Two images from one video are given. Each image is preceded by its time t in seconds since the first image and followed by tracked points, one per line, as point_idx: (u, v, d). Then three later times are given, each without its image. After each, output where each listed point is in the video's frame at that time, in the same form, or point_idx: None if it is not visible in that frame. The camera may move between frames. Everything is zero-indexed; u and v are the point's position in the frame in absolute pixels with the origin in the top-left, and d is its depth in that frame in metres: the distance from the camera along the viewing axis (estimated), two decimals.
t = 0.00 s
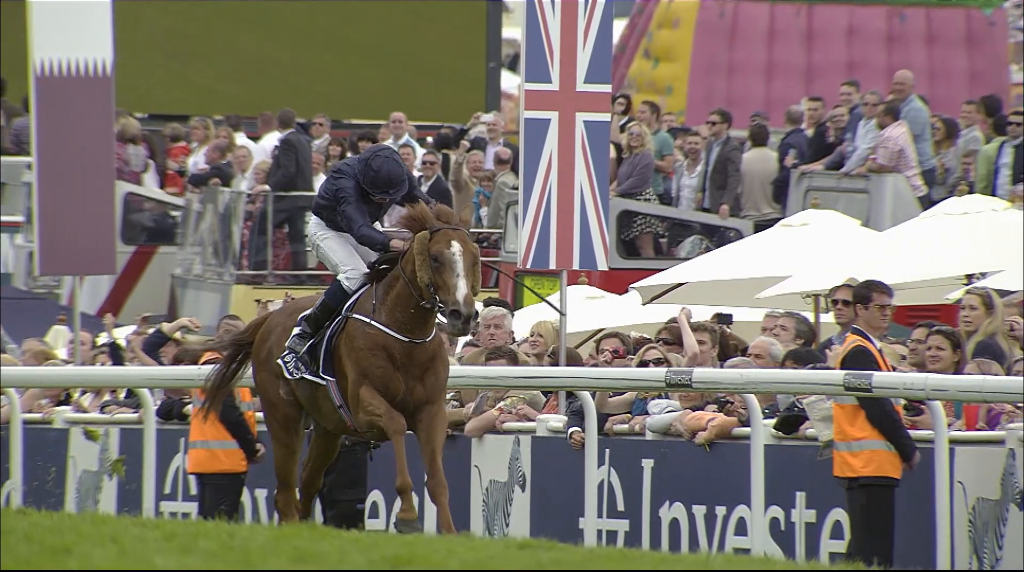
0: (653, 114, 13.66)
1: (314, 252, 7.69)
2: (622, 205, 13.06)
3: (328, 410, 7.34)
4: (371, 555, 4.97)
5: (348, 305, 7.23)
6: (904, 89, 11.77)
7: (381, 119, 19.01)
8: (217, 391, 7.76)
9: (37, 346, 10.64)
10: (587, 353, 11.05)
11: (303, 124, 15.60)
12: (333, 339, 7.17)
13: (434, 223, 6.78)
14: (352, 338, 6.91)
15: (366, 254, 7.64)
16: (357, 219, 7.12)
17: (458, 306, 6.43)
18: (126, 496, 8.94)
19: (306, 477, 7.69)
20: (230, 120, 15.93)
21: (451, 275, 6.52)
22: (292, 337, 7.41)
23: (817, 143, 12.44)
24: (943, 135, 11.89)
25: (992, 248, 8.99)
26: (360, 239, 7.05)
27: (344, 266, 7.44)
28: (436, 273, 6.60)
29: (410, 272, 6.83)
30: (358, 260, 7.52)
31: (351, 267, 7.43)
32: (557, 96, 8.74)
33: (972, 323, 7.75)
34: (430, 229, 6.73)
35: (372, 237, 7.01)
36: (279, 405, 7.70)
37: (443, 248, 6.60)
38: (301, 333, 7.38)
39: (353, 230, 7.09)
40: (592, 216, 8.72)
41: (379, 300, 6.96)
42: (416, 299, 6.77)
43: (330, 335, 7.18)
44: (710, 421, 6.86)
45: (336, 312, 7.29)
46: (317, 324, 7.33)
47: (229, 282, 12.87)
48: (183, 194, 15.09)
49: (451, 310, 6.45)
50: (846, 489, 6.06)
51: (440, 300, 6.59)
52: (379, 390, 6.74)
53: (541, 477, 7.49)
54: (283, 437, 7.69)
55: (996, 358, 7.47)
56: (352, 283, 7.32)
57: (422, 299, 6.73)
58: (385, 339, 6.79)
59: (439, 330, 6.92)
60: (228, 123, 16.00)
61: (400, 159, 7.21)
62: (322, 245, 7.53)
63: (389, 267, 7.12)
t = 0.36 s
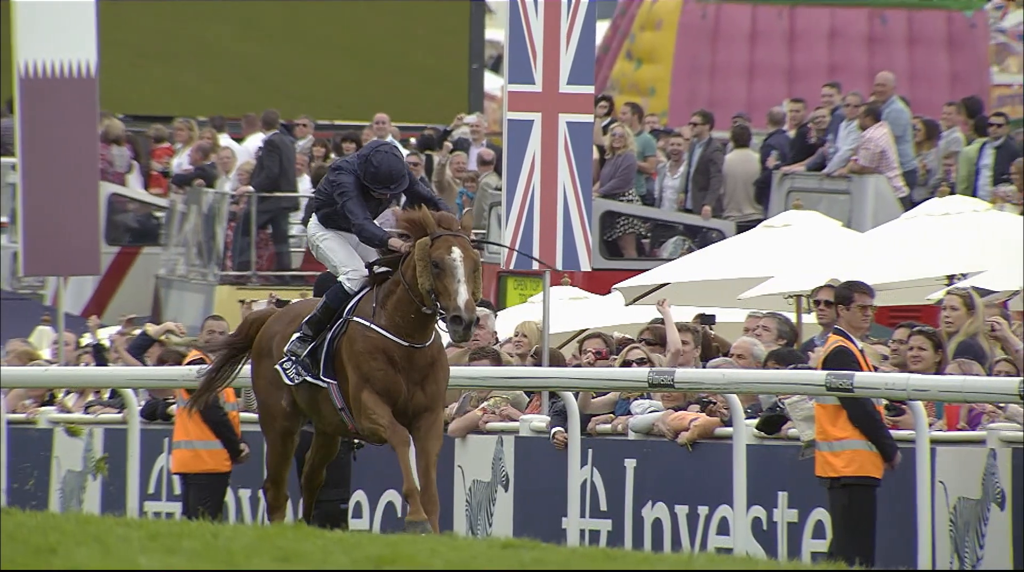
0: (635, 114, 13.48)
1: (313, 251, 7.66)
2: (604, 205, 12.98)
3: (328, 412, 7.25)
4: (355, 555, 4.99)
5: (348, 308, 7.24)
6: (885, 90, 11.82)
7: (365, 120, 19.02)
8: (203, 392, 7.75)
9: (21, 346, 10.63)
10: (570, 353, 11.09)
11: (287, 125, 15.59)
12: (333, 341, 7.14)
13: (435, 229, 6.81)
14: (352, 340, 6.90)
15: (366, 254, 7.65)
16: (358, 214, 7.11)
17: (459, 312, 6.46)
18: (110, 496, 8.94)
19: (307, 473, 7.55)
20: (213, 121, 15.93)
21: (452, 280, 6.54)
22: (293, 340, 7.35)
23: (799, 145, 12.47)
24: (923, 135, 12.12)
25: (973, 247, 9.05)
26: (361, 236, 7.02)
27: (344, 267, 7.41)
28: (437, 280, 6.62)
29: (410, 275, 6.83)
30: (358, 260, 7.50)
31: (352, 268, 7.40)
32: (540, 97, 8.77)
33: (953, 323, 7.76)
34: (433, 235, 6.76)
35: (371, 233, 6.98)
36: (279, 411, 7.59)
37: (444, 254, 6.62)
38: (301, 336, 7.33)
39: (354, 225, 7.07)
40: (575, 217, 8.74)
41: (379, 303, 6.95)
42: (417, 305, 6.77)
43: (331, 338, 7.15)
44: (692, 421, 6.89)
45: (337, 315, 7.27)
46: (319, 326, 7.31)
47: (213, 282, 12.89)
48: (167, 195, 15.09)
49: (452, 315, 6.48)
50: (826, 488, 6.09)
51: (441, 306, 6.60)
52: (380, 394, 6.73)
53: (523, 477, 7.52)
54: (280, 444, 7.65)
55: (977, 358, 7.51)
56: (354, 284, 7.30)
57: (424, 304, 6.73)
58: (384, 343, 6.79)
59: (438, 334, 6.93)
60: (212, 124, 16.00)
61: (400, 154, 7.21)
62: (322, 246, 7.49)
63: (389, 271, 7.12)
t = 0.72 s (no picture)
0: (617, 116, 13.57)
1: (312, 252, 7.57)
2: (587, 207, 13.10)
3: (328, 416, 7.25)
4: (338, 555, 5.01)
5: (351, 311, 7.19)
6: (866, 92, 11.88)
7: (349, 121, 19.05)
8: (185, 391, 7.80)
9: (5, 348, 10.63)
10: (554, 354, 11.12)
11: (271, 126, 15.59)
12: (337, 345, 7.10)
13: (435, 234, 6.75)
14: (352, 346, 6.91)
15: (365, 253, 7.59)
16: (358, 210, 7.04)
17: (459, 315, 6.44)
18: (94, 496, 8.94)
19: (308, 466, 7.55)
20: (198, 122, 15.94)
21: (452, 285, 6.52)
22: (295, 343, 7.30)
23: (781, 146, 12.51)
24: (905, 137, 12.12)
25: (954, 247, 9.10)
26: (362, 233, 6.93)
27: (345, 269, 7.38)
28: (438, 285, 6.59)
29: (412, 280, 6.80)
30: (358, 260, 7.46)
31: (354, 269, 7.37)
32: (523, 99, 8.80)
33: (935, 324, 7.79)
34: (432, 241, 6.72)
35: (371, 229, 6.90)
36: (274, 417, 7.61)
37: (444, 259, 6.59)
38: (303, 339, 7.28)
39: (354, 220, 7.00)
40: (558, 218, 8.77)
41: (380, 309, 6.95)
42: (418, 311, 6.77)
43: (332, 342, 7.10)
44: (675, 421, 6.92)
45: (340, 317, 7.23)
46: (320, 328, 7.26)
47: (197, 283, 12.89)
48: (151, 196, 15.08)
49: (454, 319, 6.45)
50: (808, 488, 6.11)
51: (442, 311, 6.58)
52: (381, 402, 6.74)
53: (506, 477, 7.55)
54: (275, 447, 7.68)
55: (958, 359, 7.58)
56: (354, 285, 7.26)
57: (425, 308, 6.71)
58: (385, 350, 6.80)
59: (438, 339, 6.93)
60: (197, 126, 16.00)
61: (400, 151, 7.17)
62: (322, 247, 7.44)
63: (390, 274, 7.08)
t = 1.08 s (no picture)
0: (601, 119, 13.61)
1: (312, 253, 7.56)
2: (571, 209, 13.09)
3: (329, 416, 7.24)
4: (323, 555, 5.03)
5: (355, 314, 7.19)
6: (848, 93, 11.93)
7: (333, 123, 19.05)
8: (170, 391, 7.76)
9: None
10: (538, 354, 11.14)
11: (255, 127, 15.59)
12: (338, 350, 7.07)
13: (434, 237, 6.80)
14: (353, 355, 6.89)
15: (368, 254, 7.55)
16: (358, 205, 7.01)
17: (460, 317, 6.42)
18: (78, 496, 8.92)
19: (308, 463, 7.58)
20: (182, 124, 15.93)
21: (453, 288, 6.50)
22: (297, 345, 7.25)
23: (764, 147, 12.54)
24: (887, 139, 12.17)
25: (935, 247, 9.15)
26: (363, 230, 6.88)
27: (348, 269, 7.39)
28: (438, 288, 6.57)
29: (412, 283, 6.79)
30: (360, 261, 7.45)
31: (356, 270, 7.39)
32: (507, 100, 8.83)
33: (917, 324, 7.87)
34: (431, 246, 6.73)
35: (370, 225, 6.86)
36: (271, 415, 7.61)
37: (443, 262, 6.59)
38: (305, 343, 7.24)
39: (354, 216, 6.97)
40: (541, 218, 8.82)
41: (381, 316, 6.92)
42: (417, 316, 6.74)
43: (335, 345, 7.08)
44: (658, 422, 6.96)
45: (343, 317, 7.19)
46: (322, 331, 7.25)
47: (181, 284, 12.89)
48: (136, 198, 15.07)
49: (456, 321, 6.44)
50: (791, 488, 6.15)
51: (443, 314, 6.56)
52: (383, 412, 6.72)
53: (490, 477, 7.58)
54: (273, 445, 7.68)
55: (941, 359, 7.59)
56: (357, 286, 7.29)
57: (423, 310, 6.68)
58: (386, 359, 6.78)
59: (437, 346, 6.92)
60: (181, 127, 15.99)
61: (401, 148, 7.16)
62: (323, 248, 7.43)
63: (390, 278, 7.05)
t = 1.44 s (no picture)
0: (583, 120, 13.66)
1: (313, 254, 7.45)
2: (554, 209, 13.09)
3: (330, 419, 7.16)
4: (307, 555, 5.04)
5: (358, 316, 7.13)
6: (831, 94, 11.98)
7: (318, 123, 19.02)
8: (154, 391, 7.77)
9: None
10: (522, 354, 11.17)
11: (239, 128, 15.59)
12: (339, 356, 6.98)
13: (434, 240, 6.67)
14: (353, 364, 6.82)
15: (370, 253, 7.49)
16: (360, 203, 6.93)
17: (462, 317, 6.39)
18: (63, 496, 8.93)
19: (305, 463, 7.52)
20: (167, 124, 15.92)
21: (453, 289, 6.44)
22: (297, 347, 7.17)
23: (747, 147, 12.57)
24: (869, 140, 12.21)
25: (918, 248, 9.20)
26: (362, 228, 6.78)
27: (350, 269, 7.28)
28: (438, 289, 6.52)
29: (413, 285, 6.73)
30: (361, 260, 7.34)
31: (357, 269, 7.27)
32: (491, 101, 8.85)
33: (900, 324, 7.88)
34: (431, 247, 6.65)
35: (369, 223, 6.77)
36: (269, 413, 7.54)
37: (444, 263, 6.52)
38: (307, 344, 7.16)
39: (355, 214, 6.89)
40: (525, 214, 8.85)
41: (382, 324, 6.86)
42: (418, 323, 6.70)
43: (337, 351, 6.99)
44: (642, 422, 6.99)
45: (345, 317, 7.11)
46: (324, 333, 7.17)
47: (166, 285, 12.90)
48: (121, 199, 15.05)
49: (456, 321, 6.40)
50: (774, 487, 6.18)
51: (444, 315, 6.50)
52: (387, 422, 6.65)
53: (474, 477, 7.60)
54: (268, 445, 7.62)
55: (922, 359, 7.66)
56: (359, 284, 7.22)
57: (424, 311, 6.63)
58: (388, 368, 6.71)
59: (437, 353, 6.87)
60: (166, 128, 15.98)
61: (404, 145, 7.06)
62: (323, 247, 7.31)
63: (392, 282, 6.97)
